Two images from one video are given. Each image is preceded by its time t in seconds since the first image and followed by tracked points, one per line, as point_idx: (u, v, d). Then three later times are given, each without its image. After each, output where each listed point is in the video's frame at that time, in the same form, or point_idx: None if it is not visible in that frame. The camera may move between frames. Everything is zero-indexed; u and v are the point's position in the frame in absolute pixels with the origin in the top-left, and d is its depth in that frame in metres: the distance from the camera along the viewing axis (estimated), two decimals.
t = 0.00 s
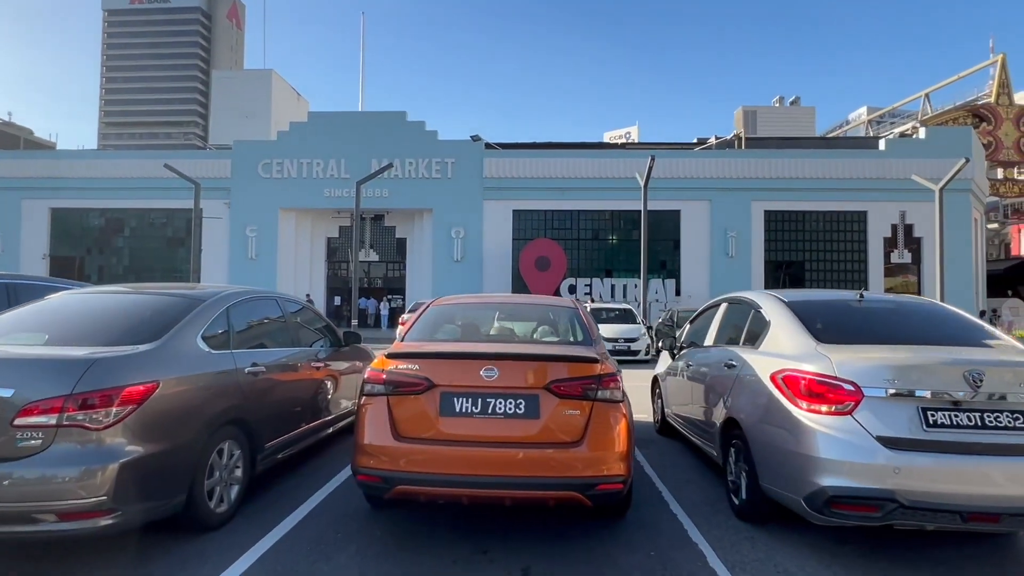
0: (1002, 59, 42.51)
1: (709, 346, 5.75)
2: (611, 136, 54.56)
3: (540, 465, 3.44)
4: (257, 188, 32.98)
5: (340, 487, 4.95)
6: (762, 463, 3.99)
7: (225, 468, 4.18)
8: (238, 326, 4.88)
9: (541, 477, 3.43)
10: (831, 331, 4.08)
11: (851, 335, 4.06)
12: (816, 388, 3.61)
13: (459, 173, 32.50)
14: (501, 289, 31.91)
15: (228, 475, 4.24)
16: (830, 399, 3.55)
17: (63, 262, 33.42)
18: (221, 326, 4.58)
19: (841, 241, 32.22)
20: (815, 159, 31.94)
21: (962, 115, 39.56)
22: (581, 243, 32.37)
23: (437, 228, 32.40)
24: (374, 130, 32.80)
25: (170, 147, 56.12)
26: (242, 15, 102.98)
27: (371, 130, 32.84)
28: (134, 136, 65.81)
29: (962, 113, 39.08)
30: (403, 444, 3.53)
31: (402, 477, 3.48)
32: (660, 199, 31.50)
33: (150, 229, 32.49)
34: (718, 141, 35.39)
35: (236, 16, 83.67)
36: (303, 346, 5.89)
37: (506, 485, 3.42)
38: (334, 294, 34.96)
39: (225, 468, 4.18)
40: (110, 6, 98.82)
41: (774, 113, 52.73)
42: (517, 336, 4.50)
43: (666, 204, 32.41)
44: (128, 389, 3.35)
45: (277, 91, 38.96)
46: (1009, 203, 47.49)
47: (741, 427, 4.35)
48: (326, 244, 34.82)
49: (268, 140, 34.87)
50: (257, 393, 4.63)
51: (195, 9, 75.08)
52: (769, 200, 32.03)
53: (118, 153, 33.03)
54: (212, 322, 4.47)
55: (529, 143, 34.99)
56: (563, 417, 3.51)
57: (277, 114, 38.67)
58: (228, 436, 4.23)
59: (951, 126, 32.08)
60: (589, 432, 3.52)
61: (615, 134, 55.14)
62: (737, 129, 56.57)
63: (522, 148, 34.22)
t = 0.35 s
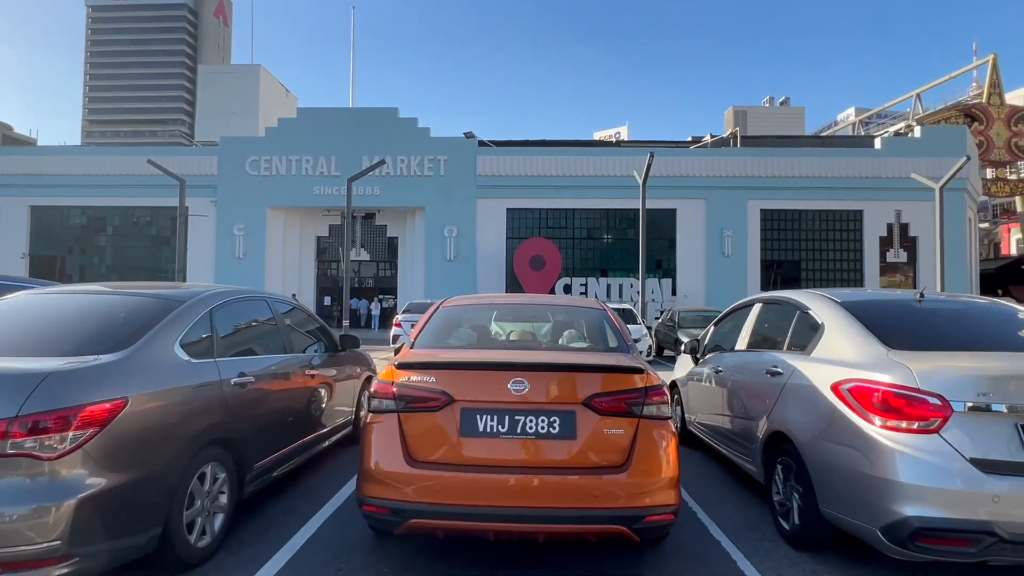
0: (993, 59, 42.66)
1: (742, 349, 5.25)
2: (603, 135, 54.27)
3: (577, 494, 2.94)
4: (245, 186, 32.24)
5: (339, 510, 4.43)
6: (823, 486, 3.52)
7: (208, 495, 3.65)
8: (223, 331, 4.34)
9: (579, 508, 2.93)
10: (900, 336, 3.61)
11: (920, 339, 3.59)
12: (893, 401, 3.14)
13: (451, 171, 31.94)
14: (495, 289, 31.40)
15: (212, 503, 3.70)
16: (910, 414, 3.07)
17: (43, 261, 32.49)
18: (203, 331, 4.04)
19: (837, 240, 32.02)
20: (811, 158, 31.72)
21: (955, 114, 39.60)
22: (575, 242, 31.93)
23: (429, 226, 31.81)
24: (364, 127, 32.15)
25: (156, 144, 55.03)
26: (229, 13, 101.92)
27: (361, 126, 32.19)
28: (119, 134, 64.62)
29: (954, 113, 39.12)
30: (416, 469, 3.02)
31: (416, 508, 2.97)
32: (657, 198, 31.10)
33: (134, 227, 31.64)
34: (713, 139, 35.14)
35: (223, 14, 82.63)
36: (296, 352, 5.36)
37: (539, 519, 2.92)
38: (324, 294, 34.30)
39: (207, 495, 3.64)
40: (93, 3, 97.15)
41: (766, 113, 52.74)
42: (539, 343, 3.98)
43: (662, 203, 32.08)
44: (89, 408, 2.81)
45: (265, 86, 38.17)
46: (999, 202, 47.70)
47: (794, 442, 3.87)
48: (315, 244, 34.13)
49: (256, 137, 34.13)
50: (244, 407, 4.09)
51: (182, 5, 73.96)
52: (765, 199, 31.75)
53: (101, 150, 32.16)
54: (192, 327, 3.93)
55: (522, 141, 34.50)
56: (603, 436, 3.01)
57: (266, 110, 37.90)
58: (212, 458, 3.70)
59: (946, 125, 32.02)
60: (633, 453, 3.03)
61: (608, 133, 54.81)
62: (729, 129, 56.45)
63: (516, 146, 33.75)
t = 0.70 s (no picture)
0: (986, 63, 42.81)
1: (781, 355, 4.77)
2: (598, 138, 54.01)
3: (634, 533, 2.44)
4: (235, 188, 31.60)
5: (342, 541, 3.93)
6: (904, 516, 3.07)
7: (191, 532, 3.16)
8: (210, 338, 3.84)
9: (640, 552, 2.45)
10: (987, 342, 3.17)
11: (1011, 347, 3.16)
12: (997, 419, 2.69)
13: (446, 172, 31.44)
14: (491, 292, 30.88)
15: (196, 540, 3.20)
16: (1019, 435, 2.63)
17: (27, 264, 31.63)
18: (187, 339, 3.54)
19: (835, 243, 31.78)
20: (809, 159, 31.51)
21: (949, 117, 39.61)
22: (572, 244, 31.49)
23: (423, 228, 31.28)
24: (358, 127, 31.61)
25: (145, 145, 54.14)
26: (219, 15, 101.07)
27: (355, 127, 31.64)
28: (107, 136, 63.64)
29: (948, 116, 39.13)
30: (442, 505, 2.52)
31: (443, 553, 2.47)
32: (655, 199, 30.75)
33: (121, 229, 30.88)
34: (710, 141, 34.89)
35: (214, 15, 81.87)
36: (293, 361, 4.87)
37: (591, 566, 2.44)
38: (316, 298, 33.67)
39: (191, 530, 3.15)
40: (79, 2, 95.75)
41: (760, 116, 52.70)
42: (572, 350, 3.49)
43: (659, 205, 31.72)
44: (42, 437, 2.33)
45: (256, 86, 37.55)
46: (991, 205, 47.89)
47: (863, 463, 3.41)
48: (307, 246, 33.51)
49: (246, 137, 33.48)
50: (235, 425, 3.61)
51: (172, 6, 73.23)
52: (763, 201, 31.47)
53: (87, 150, 31.41)
54: (176, 334, 3.45)
55: (518, 142, 34.06)
56: (664, 464, 2.54)
57: (256, 110, 37.24)
58: (197, 487, 3.21)
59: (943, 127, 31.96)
60: (700, 485, 2.56)
61: (603, 136, 54.56)
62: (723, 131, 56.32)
63: (511, 147, 33.31)
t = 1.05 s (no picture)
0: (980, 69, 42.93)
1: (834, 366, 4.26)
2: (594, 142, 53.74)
3: None
4: (225, 191, 30.98)
5: None
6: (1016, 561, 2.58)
7: None
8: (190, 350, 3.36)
9: None
10: None
11: None
12: None
13: (441, 176, 30.94)
14: (486, 298, 30.34)
15: None
16: None
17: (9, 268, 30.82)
18: (161, 352, 3.08)
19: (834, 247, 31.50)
20: (807, 164, 31.29)
21: (944, 123, 39.63)
22: (569, 249, 31.03)
23: (418, 233, 30.74)
24: (351, 130, 31.08)
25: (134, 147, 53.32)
26: (211, 19, 100.53)
27: (348, 129, 31.10)
28: (95, 139, 62.72)
29: (942, 121, 39.14)
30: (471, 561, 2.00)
31: None
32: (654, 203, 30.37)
33: (107, 233, 30.14)
34: (707, 145, 34.64)
35: (205, 19, 81.27)
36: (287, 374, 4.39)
37: None
38: (307, 304, 33.05)
39: None
40: (70, 7, 94.94)
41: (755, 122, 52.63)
42: (619, 363, 2.93)
43: (657, 209, 31.36)
44: None
45: (248, 89, 36.98)
46: (985, 210, 47.97)
47: (954, 495, 2.93)
48: (299, 251, 32.91)
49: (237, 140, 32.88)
50: (217, 453, 3.13)
51: (164, 11, 72.63)
52: (761, 205, 31.18)
53: (73, 152, 30.72)
54: (146, 348, 2.97)
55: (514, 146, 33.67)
56: (755, 509, 2.05)
57: (247, 113, 36.62)
58: (167, 532, 2.73)
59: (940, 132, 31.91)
60: (799, 534, 2.05)
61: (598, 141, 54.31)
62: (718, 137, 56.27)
63: (507, 151, 32.88)
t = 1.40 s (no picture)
0: (972, 75, 43.08)
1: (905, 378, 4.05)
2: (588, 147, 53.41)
3: None
4: (215, 195, 30.33)
5: None
6: None
7: None
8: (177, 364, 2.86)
9: None
10: None
11: None
12: None
13: (436, 180, 30.43)
14: (482, 303, 29.84)
15: None
16: None
17: None
18: (141, 366, 2.56)
19: (833, 252, 31.28)
20: (805, 168, 31.07)
21: (937, 128, 39.68)
22: (566, 254, 30.64)
23: (413, 238, 30.19)
24: (345, 133, 30.53)
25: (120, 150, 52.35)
26: (200, 23, 99.53)
27: (341, 132, 30.54)
28: (81, 143, 61.61)
29: (937, 127, 39.17)
30: None
31: None
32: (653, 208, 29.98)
33: (93, 238, 29.38)
34: (704, 150, 34.36)
35: (195, 24, 80.22)
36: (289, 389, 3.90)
37: None
38: (299, 310, 32.43)
39: None
40: (58, 9, 93.79)
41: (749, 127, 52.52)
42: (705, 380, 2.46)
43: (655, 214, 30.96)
44: None
45: (238, 91, 36.33)
46: (978, 216, 48.07)
47: None
48: (291, 256, 32.32)
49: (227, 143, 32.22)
50: (209, 487, 2.64)
51: (154, 13, 71.78)
52: (759, 210, 30.91)
53: (58, 155, 29.97)
54: (123, 361, 2.46)
55: (509, 150, 33.22)
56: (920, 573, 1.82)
57: (238, 115, 35.99)
58: None
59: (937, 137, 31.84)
60: None
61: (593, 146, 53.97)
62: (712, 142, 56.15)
63: (503, 154, 32.43)
